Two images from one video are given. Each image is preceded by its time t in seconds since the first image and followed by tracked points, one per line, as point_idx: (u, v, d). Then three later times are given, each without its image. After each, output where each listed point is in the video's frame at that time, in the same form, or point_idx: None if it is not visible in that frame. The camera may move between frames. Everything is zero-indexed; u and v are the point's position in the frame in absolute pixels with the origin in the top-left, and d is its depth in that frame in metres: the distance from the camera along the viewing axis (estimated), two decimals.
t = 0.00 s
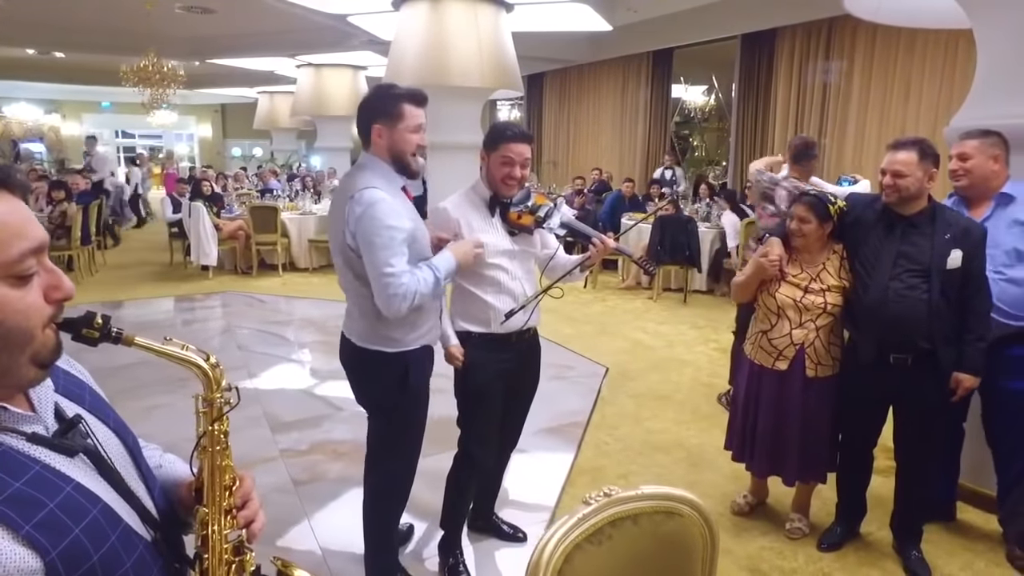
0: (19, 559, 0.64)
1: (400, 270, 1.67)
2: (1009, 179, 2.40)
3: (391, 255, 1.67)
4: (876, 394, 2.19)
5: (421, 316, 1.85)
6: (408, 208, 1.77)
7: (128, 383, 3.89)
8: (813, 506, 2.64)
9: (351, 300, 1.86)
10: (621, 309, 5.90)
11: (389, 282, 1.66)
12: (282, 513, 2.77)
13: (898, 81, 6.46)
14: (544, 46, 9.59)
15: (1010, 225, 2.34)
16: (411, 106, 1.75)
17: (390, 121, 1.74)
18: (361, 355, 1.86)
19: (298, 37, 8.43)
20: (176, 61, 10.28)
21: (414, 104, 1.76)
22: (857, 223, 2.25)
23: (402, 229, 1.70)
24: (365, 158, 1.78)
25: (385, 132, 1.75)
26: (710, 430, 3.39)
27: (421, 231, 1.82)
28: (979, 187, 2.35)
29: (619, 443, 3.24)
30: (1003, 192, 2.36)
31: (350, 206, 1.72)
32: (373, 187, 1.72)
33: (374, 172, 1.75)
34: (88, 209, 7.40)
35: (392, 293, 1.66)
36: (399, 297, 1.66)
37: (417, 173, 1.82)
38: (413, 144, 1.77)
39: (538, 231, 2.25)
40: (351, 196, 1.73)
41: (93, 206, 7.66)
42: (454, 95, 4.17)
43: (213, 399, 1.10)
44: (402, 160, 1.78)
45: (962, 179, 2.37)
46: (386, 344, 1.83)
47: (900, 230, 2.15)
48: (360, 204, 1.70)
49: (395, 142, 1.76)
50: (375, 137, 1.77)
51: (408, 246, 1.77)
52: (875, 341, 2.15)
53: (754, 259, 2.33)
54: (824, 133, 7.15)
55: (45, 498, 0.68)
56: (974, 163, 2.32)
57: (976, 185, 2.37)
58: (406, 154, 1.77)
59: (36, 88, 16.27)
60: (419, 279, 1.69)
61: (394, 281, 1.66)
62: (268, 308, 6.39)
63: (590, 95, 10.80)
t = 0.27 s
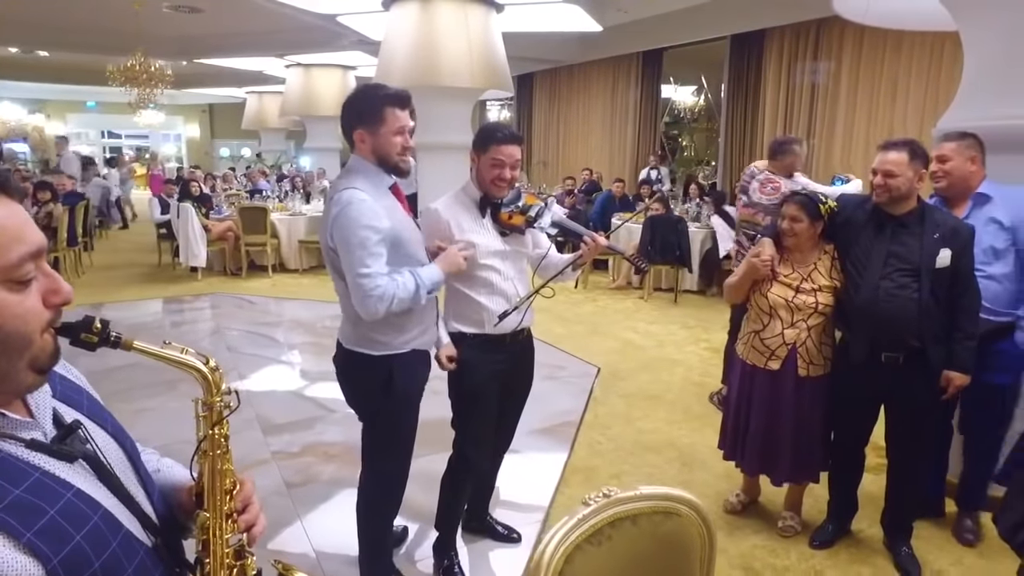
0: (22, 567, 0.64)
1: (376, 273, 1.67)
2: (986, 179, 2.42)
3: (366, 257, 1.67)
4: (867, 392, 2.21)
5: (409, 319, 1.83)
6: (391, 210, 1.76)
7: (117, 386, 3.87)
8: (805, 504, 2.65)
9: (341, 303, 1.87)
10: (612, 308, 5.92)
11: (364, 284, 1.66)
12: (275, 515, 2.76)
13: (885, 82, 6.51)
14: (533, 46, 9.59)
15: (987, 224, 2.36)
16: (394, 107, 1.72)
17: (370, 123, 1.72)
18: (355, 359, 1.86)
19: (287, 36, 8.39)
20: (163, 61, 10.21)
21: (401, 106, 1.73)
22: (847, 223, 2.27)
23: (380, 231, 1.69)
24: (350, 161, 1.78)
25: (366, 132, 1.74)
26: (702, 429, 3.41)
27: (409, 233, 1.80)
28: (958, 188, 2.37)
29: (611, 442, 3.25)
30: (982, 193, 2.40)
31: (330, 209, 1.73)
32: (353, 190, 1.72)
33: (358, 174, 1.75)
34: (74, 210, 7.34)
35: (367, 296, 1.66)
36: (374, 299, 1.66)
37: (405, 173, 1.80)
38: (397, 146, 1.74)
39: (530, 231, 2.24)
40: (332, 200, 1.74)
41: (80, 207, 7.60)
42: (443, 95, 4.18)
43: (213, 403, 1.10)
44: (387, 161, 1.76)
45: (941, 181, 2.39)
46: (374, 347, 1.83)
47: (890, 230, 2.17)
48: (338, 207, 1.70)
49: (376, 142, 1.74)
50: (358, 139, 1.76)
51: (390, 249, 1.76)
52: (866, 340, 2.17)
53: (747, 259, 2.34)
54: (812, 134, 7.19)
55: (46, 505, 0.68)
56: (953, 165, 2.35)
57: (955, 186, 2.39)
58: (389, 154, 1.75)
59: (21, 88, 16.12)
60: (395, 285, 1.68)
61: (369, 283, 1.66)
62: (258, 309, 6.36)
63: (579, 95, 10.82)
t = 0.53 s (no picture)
0: None
1: (357, 273, 1.66)
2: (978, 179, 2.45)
3: (347, 257, 1.66)
4: (854, 389, 2.22)
5: (395, 322, 1.82)
6: (379, 211, 1.75)
7: (102, 389, 3.83)
8: (794, 501, 2.68)
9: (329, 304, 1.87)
10: (601, 308, 5.93)
11: (344, 284, 1.65)
12: (265, 519, 2.74)
13: (869, 82, 6.57)
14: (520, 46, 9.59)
15: (974, 223, 2.40)
16: (383, 106, 1.71)
17: (359, 121, 1.72)
18: (347, 362, 1.86)
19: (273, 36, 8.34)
20: (147, 60, 10.11)
21: (388, 104, 1.72)
22: (836, 223, 2.28)
23: (363, 231, 1.69)
24: (340, 160, 1.78)
25: (355, 131, 1.73)
26: (692, 428, 3.42)
27: (396, 235, 1.79)
28: (948, 187, 2.40)
29: (602, 442, 3.26)
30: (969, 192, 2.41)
31: (317, 208, 1.73)
32: (339, 188, 1.71)
33: (346, 174, 1.75)
34: (56, 211, 7.26)
35: (347, 296, 1.65)
36: (354, 300, 1.65)
37: (394, 173, 1.79)
38: (386, 144, 1.74)
39: (519, 230, 2.24)
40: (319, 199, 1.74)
41: (62, 209, 7.51)
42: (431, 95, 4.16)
43: (211, 406, 1.10)
44: (376, 161, 1.75)
45: (933, 180, 2.42)
46: (360, 349, 1.83)
47: (877, 229, 2.19)
48: (323, 206, 1.70)
49: (364, 141, 1.73)
50: (348, 137, 1.76)
51: (376, 250, 1.75)
52: (853, 337, 2.19)
53: (737, 259, 2.36)
54: (798, 134, 7.25)
55: (41, 513, 0.67)
56: (945, 164, 2.38)
57: (946, 185, 2.41)
58: (377, 154, 1.74)
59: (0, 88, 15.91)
60: (376, 288, 1.67)
61: (349, 283, 1.65)
62: (245, 311, 6.32)
63: (566, 95, 10.83)
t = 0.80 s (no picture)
0: None
1: (359, 275, 1.66)
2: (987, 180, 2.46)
3: (348, 259, 1.66)
4: (852, 389, 2.24)
5: (397, 323, 1.82)
6: (381, 212, 1.75)
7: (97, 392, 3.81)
8: (793, 500, 2.69)
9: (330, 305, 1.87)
10: (597, 308, 5.94)
11: (346, 285, 1.66)
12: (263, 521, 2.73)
13: (861, 82, 6.60)
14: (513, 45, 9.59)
15: (980, 224, 2.41)
16: (385, 108, 1.70)
17: (361, 122, 1.71)
18: (349, 364, 1.86)
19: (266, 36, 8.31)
20: (139, 60, 10.06)
21: (390, 107, 1.71)
22: (834, 223, 2.30)
23: (365, 232, 1.69)
24: (341, 161, 1.77)
25: (356, 132, 1.73)
26: (690, 428, 3.43)
27: (398, 236, 1.79)
28: (958, 188, 2.41)
29: (600, 442, 3.27)
30: (977, 192, 2.41)
31: (318, 210, 1.73)
32: (340, 190, 1.71)
33: (348, 175, 1.75)
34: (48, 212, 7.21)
35: (349, 297, 1.65)
36: (356, 302, 1.65)
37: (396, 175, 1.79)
38: (388, 146, 1.73)
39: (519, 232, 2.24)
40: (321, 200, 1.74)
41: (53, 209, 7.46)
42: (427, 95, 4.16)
43: (222, 410, 1.11)
44: (377, 163, 1.75)
45: (942, 180, 2.43)
46: (363, 350, 1.83)
47: (874, 229, 2.20)
48: (325, 208, 1.70)
49: (365, 143, 1.73)
50: (349, 138, 1.75)
51: (378, 251, 1.75)
52: (851, 337, 2.20)
53: (735, 259, 2.37)
54: (792, 135, 7.27)
55: (60, 519, 0.67)
56: (955, 164, 2.39)
57: (955, 185, 2.43)
58: (379, 155, 1.74)
59: None
60: (378, 289, 1.67)
61: (351, 285, 1.65)
62: (239, 312, 6.30)
63: (560, 95, 10.84)
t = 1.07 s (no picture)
0: None
1: (368, 275, 1.66)
2: (997, 183, 2.48)
3: (358, 259, 1.66)
4: (855, 391, 2.25)
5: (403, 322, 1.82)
6: (387, 212, 1.75)
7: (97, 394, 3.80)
8: (794, 501, 2.70)
9: (335, 305, 1.86)
10: (596, 309, 5.95)
11: (355, 287, 1.65)
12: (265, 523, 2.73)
13: (859, 82, 6.62)
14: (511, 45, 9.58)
15: (988, 227, 2.42)
16: (395, 111, 1.72)
17: (371, 126, 1.72)
18: (354, 366, 1.85)
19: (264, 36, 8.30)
20: (135, 60, 10.04)
21: (400, 110, 1.73)
22: (836, 225, 2.30)
23: (374, 232, 1.69)
24: (347, 162, 1.77)
25: (366, 134, 1.73)
26: (690, 428, 3.44)
27: (404, 237, 1.79)
28: (967, 190, 2.43)
29: (601, 443, 3.27)
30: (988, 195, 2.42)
31: (326, 210, 1.73)
32: (348, 191, 1.71)
33: (354, 176, 1.75)
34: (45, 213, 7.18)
35: (359, 298, 1.65)
36: (366, 302, 1.65)
37: (403, 177, 1.80)
38: (397, 150, 1.74)
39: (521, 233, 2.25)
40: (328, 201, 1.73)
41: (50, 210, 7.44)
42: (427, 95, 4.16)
43: (237, 415, 1.12)
44: (384, 165, 1.76)
45: (952, 181, 2.44)
46: (370, 351, 1.83)
47: (877, 230, 2.21)
48: (333, 209, 1.69)
49: (374, 144, 1.73)
50: (358, 141, 1.76)
51: (385, 250, 1.75)
52: (853, 338, 2.21)
53: (737, 260, 2.37)
54: (790, 135, 7.28)
55: (82, 524, 0.68)
56: (965, 166, 2.40)
57: (965, 188, 2.44)
58: (387, 156, 1.74)
59: None
60: (389, 288, 1.67)
61: (361, 284, 1.65)
62: (237, 313, 6.29)
63: (558, 95, 10.84)
